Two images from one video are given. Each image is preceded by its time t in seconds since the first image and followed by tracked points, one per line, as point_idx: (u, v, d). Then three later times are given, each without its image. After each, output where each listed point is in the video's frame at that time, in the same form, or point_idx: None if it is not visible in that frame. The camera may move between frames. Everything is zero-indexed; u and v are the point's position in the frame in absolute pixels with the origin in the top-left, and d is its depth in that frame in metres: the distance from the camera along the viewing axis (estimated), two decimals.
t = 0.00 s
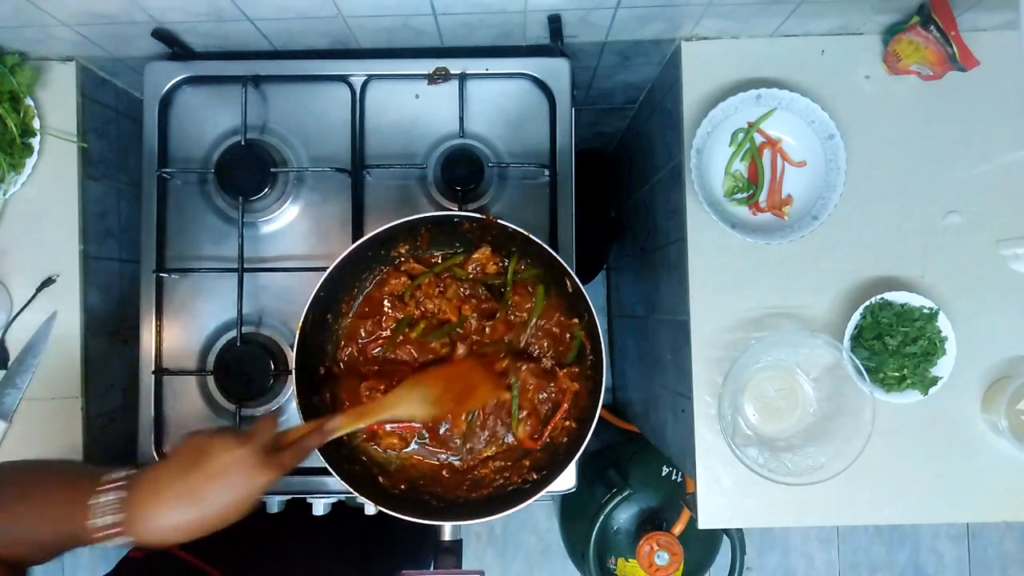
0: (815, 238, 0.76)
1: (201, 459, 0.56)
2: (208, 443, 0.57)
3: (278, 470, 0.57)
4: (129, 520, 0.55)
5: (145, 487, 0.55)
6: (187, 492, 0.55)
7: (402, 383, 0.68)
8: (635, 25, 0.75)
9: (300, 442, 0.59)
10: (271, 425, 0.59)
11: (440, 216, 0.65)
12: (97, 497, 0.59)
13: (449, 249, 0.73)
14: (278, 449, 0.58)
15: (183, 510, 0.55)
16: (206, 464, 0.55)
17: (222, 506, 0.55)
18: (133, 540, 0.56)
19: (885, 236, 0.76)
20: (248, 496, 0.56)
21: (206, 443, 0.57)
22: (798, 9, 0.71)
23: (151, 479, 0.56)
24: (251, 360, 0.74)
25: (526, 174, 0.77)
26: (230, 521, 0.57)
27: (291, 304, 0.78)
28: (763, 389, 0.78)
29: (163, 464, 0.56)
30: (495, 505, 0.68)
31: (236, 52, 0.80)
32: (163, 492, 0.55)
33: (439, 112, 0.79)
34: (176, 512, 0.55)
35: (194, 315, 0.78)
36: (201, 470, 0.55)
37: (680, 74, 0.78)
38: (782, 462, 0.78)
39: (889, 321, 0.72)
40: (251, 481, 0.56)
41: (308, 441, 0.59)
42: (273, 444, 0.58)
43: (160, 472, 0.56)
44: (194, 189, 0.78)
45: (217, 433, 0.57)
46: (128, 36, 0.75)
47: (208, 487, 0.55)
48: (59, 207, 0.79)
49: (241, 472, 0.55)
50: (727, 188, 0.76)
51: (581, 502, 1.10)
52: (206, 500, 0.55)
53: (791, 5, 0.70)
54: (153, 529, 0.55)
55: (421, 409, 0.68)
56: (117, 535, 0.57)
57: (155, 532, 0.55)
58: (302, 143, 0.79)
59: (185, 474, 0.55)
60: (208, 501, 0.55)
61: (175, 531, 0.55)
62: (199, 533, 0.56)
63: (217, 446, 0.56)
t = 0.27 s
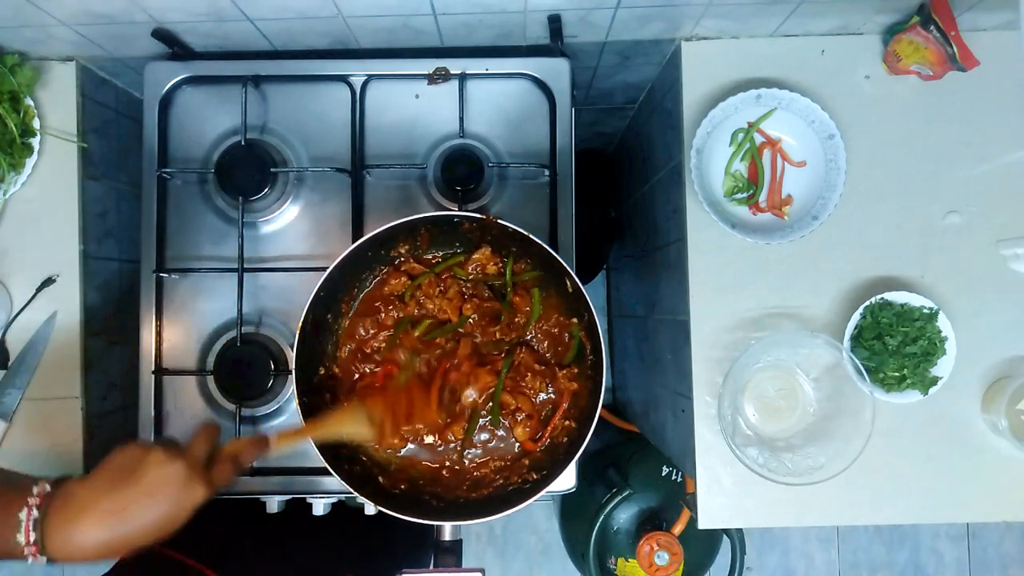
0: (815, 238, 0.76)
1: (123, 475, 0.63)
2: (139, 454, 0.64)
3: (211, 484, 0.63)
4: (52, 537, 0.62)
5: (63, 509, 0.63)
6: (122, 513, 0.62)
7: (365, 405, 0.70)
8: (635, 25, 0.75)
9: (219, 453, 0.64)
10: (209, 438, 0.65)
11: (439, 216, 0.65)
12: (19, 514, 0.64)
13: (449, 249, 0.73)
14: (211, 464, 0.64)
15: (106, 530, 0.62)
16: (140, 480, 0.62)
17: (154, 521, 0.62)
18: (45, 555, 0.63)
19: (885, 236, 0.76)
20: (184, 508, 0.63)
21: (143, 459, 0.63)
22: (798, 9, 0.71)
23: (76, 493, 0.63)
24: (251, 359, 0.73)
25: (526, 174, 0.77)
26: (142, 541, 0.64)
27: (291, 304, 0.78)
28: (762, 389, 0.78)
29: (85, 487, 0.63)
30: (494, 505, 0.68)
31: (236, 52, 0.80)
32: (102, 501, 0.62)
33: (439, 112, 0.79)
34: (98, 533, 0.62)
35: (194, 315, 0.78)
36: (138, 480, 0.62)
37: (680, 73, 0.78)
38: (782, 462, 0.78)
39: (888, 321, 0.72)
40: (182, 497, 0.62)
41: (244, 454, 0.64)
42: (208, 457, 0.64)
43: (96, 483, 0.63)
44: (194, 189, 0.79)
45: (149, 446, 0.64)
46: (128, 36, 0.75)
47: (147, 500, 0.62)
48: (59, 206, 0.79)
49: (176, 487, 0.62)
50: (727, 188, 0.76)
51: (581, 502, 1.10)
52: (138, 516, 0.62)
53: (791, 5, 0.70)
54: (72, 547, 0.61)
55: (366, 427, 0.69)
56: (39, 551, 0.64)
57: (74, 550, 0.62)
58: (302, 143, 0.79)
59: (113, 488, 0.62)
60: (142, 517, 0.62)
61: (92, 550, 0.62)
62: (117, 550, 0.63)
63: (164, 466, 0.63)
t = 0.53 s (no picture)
0: (815, 238, 0.76)
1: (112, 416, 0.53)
2: (119, 399, 0.53)
3: (200, 412, 0.54)
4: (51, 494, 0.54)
5: (57, 460, 0.53)
6: (114, 455, 0.52)
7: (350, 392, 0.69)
8: (635, 25, 0.75)
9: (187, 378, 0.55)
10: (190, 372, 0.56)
11: (439, 216, 0.65)
12: (18, 471, 0.56)
13: (449, 249, 0.73)
14: (196, 394, 0.54)
15: (102, 477, 0.52)
16: (133, 421, 0.52)
17: (148, 464, 0.52)
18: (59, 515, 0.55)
19: (885, 236, 0.77)
20: (183, 441, 0.53)
21: (119, 404, 0.53)
22: (798, 9, 0.71)
23: (70, 443, 0.53)
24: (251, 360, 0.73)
25: (526, 174, 0.77)
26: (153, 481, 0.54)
27: (291, 303, 0.78)
28: (762, 389, 0.78)
29: (75, 434, 0.54)
30: (494, 505, 0.68)
31: (236, 52, 0.80)
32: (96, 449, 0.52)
33: (439, 111, 0.79)
34: (94, 479, 0.52)
35: (194, 315, 0.78)
36: (123, 424, 0.52)
37: (680, 74, 0.78)
38: (782, 462, 0.78)
39: (889, 321, 0.72)
40: (176, 429, 0.53)
41: (227, 378, 0.56)
42: (192, 388, 0.54)
43: (82, 435, 0.53)
44: (194, 189, 0.78)
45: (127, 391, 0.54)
46: (128, 36, 0.75)
47: (135, 443, 0.52)
48: (58, 207, 0.79)
49: (164, 424, 0.52)
50: (727, 188, 0.76)
51: (580, 502, 1.10)
52: (129, 460, 0.52)
53: (791, 5, 0.70)
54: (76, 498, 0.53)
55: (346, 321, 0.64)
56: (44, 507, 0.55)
57: (80, 500, 0.53)
58: (302, 143, 0.79)
59: (105, 435, 0.52)
60: (133, 460, 0.52)
61: (98, 497, 0.53)
62: (122, 497, 0.54)
63: (148, 406, 0.52)
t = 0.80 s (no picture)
0: (815, 238, 0.76)
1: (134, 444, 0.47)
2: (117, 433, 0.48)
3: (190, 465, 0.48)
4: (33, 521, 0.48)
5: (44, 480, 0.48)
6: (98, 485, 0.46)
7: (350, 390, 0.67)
8: (635, 25, 0.75)
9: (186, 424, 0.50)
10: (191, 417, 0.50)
11: (438, 216, 0.65)
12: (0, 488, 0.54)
13: (447, 249, 0.73)
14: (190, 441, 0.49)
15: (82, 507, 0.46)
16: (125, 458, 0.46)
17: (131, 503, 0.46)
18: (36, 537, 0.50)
19: (885, 236, 0.76)
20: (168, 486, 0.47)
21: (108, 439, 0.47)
22: (798, 9, 0.71)
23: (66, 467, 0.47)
24: (251, 359, 0.73)
25: (526, 174, 0.77)
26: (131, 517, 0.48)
27: (291, 303, 0.78)
28: (762, 389, 0.78)
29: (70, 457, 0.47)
30: (495, 504, 0.68)
31: (236, 52, 0.80)
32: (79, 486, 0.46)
33: (439, 112, 0.79)
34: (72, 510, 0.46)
35: (194, 315, 0.78)
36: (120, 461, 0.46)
37: (680, 73, 0.78)
38: (782, 463, 0.78)
39: (889, 321, 0.72)
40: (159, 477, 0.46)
41: (226, 436, 0.51)
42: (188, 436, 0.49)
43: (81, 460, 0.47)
44: (194, 189, 0.79)
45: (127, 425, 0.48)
46: (128, 36, 0.75)
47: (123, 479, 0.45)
48: (59, 207, 0.79)
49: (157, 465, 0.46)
50: (727, 188, 0.76)
51: (580, 502, 1.10)
52: (115, 492, 0.46)
53: (791, 5, 0.70)
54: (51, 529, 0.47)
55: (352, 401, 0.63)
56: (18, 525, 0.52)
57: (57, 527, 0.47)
58: (302, 143, 0.79)
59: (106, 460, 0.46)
60: (116, 497, 0.46)
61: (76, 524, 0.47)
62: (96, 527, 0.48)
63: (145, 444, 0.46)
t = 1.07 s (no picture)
0: (815, 238, 0.76)
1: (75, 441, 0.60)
2: (206, 349, 0.59)
3: (270, 377, 0.59)
4: (133, 436, 0.57)
5: (138, 404, 0.58)
6: (186, 406, 0.57)
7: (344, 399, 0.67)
8: (635, 25, 0.75)
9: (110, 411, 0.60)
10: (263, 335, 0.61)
11: (436, 216, 0.65)
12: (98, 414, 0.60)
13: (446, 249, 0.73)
14: (268, 358, 0.60)
15: (178, 428, 0.57)
16: (196, 379, 0.57)
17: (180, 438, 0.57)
18: (62, 464, 0.60)
19: (885, 236, 0.76)
20: (249, 398, 0.58)
21: (203, 357, 0.58)
22: (798, 9, 0.71)
23: (147, 394, 0.58)
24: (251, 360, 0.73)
25: (526, 174, 0.77)
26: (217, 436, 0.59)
27: (291, 303, 0.78)
28: (763, 389, 0.78)
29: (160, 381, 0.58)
30: (495, 504, 0.68)
31: (236, 52, 0.80)
32: None
33: (439, 112, 0.79)
34: (172, 427, 0.57)
35: (193, 315, 0.77)
36: (201, 381, 0.57)
37: (680, 73, 0.78)
38: (782, 462, 0.78)
39: (888, 321, 0.72)
40: (245, 388, 0.57)
41: (298, 348, 0.62)
42: (264, 351, 0.60)
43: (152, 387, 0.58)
44: (194, 189, 0.79)
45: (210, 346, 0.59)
46: (128, 36, 0.75)
47: (213, 395, 0.56)
48: (58, 207, 0.79)
49: (238, 380, 0.57)
50: (727, 188, 0.76)
51: (580, 502, 1.10)
52: (205, 410, 0.57)
53: (791, 5, 0.70)
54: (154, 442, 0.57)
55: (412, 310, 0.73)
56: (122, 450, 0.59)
57: (154, 444, 0.57)
58: (302, 143, 0.79)
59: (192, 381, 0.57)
60: (208, 412, 0.57)
61: (172, 445, 0.57)
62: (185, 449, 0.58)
63: (221, 364, 0.57)
